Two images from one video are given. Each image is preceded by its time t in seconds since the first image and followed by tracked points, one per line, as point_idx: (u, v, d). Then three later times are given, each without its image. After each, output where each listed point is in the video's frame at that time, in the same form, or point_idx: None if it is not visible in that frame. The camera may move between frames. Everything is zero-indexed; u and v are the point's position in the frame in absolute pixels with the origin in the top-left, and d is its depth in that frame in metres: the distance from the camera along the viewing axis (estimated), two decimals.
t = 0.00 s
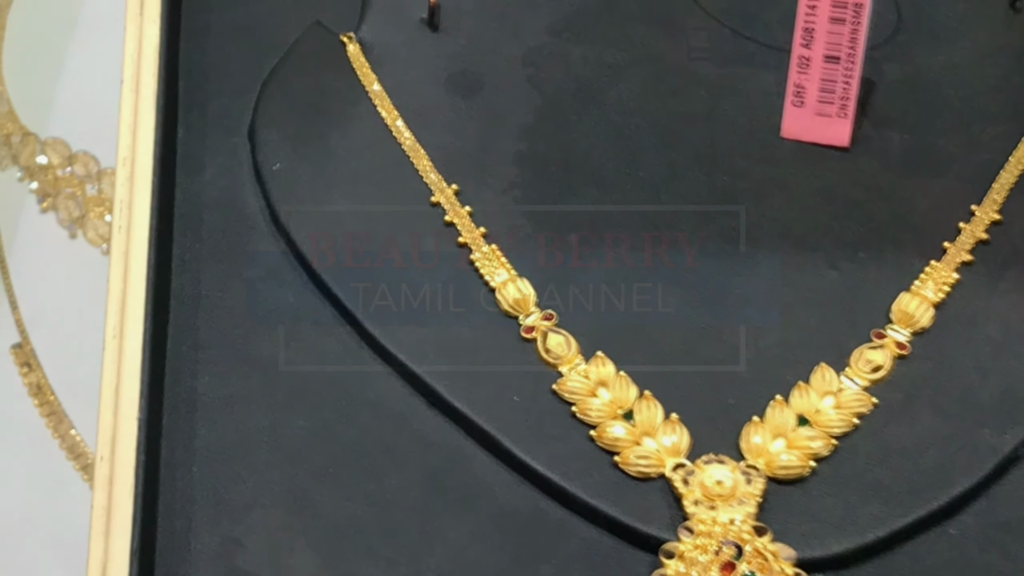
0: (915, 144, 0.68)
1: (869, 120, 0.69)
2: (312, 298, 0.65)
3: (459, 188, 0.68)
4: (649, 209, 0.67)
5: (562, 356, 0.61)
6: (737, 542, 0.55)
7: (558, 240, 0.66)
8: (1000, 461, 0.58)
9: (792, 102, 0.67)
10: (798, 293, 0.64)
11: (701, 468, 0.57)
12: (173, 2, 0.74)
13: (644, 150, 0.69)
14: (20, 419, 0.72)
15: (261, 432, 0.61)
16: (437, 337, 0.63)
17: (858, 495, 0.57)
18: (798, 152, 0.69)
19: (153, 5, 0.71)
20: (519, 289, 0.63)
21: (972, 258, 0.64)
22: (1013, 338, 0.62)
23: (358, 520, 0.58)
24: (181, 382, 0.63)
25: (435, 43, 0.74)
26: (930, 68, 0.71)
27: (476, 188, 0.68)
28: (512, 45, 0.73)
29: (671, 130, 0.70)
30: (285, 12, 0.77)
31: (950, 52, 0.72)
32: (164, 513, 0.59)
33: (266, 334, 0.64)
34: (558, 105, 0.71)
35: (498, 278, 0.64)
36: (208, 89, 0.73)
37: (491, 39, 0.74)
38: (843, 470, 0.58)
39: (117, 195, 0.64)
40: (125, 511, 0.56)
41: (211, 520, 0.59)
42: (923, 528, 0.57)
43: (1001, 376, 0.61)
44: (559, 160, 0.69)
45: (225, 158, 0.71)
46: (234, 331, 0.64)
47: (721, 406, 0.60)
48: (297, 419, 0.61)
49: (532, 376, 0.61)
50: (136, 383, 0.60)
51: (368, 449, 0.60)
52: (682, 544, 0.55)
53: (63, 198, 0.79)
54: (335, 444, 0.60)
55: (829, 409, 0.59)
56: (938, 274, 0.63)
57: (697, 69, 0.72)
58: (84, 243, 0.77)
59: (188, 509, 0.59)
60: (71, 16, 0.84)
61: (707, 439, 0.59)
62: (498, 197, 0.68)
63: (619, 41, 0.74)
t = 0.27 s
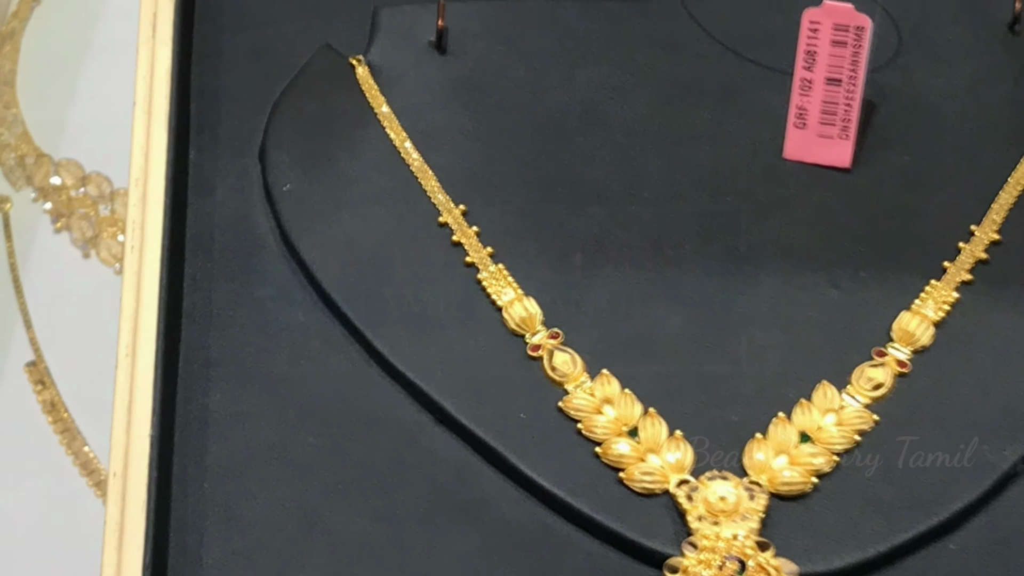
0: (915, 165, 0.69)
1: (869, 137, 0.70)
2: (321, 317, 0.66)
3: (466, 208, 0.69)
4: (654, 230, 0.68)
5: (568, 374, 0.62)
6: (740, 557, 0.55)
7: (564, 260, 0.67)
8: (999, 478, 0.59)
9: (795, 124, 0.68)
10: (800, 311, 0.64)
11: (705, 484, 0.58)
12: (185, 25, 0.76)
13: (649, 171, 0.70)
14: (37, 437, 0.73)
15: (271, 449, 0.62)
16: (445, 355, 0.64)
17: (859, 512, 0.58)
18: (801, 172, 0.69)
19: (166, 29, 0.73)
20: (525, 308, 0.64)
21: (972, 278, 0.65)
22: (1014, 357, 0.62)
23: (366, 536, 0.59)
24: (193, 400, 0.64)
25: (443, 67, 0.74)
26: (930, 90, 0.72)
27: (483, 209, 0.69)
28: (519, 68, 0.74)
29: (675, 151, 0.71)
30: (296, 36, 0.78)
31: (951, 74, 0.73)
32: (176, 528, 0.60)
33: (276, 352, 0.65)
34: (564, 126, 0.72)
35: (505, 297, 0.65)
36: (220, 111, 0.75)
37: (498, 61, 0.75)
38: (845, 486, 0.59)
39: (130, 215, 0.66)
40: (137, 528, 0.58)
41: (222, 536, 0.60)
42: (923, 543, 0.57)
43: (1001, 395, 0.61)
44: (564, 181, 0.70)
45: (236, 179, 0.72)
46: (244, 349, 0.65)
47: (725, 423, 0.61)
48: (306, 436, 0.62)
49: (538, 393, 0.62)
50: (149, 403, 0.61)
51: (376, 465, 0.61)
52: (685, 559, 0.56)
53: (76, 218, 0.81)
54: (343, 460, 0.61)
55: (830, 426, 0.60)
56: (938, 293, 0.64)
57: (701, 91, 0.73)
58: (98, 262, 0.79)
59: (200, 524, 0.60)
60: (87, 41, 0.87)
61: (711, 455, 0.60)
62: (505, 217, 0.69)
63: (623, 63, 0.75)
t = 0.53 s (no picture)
0: (916, 184, 0.70)
1: (869, 158, 0.71)
2: (329, 335, 0.68)
3: (473, 228, 0.70)
4: (658, 249, 0.69)
5: (574, 391, 0.63)
6: (743, 571, 0.56)
7: (569, 279, 0.68)
8: (999, 494, 0.60)
9: (797, 144, 0.69)
10: (803, 329, 0.65)
11: (709, 499, 0.59)
12: (196, 47, 0.77)
13: (653, 191, 0.71)
14: (52, 455, 0.75)
15: (281, 465, 0.63)
16: (451, 373, 0.64)
17: (860, 526, 0.59)
18: (803, 193, 0.70)
19: (178, 50, 0.74)
20: (531, 326, 0.65)
21: (972, 296, 0.66)
22: (1014, 375, 0.63)
23: (375, 551, 0.60)
24: (204, 417, 0.65)
25: (449, 88, 0.75)
26: (930, 111, 0.73)
27: (490, 229, 0.70)
28: (525, 90, 0.76)
29: (679, 171, 0.72)
30: (306, 59, 0.80)
31: (951, 96, 0.73)
32: (187, 542, 0.61)
33: (285, 370, 0.66)
34: (569, 148, 0.73)
35: (511, 315, 0.66)
36: (231, 133, 0.76)
37: (505, 83, 0.76)
38: (846, 502, 0.60)
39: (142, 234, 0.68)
40: (149, 543, 0.58)
41: (233, 551, 0.61)
42: (923, 558, 0.58)
43: (1001, 412, 0.62)
44: (569, 201, 0.71)
45: (246, 199, 0.73)
46: (255, 367, 0.67)
47: (728, 440, 0.62)
48: (316, 452, 0.63)
49: (544, 411, 0.63)
50: (160, 417, 0.62)
51: (385, 481, 0.62)
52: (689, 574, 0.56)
53: (90, 237, 0.83)
54: (352, 476, 0.62)
55: (832, 442, 0.61)
56: (939, 311, 0.65)
57: (704, 112, 0.74)
58: (110, 281, 0.81)
59: (211, 539, 0.61)
60: (101, 62, 0.91)
61: (715, 472, 0.61)
62: (511, 237, 0.70)
63: (628, 85, 0.76)
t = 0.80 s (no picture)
0: (917, 204, 0.71)
1: (869, 179, 0.72)
2: (338, 353, 0.69)
3: (480, 247, 0.71)
4: (662, 268, 0.70)
5: (579, 408, 0.64)
6: None
7: (574, 297, 0.69)
8: (998, 509, 0.60)
9: (799, 165, 0.70)
10: (805, 347, 0.66)
11: (712, 515, 0.60)
12: (206, 70, 0.79)
13: (657, 212, 0.72)
14: (66, 471, 0.76)
15: (291, 481, 0.64)
16: (459, 390, 0.65)
17: (861, 541, 0.60)
18: (806, 213, 0.71)
19: (189, 73, 0.76)
20: (538, 344, 0.66)
21: (971, 315, 0.67)
22: (1013, 393, 0.64)
23: (383, 565, 0.61)
24: (215, 433, 0.66)
25: (457, 110, 0.76)
26: (930, 132, 0.73)
27: (497, 249, 0.71)
28: (531, 111, 0.76)
29: (684, 191, 0.73)
30: (315, 81, 0.81)
31: (951, 116, 0.74)
32: (199, 557, 0.63)
33: (295, 387, 0.67)
34: (575, 168, 0.74)
35: (518, 333, 0.67)
36: (242, 154, 0.77)
37: (511, 105, 0.76)
38: (848, 517, 0.60)
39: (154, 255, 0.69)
40: (161, 557, 0.60)
41: (243, 566, 0.62)
42: (923, 571, 0.59)
43: (1001, 430, 0.63)
44: (574, 221, 0.72)
45: (257, 219, 0.75)
46: (265, 385, 0.68)
47: (732, 456, 0.63)
48: (325, 468, 0.64)
49: (549, 427, 0.64)
50: (172, 434, 0.64)
51: (393, 497, 0.63)
52: None
53: (102, 257, 0.85)
54: (361, 491, 0.63)
55: (834, 458, 0.62)
56: (938, 329, 0.66)
57: (707, 131, 0.75)
58: (123, 299, 0.83)
59: (222, 554, 0.62)
60: (114, 83, 0.93)
61: (719, 487, 0.61)
62: (517, 256, 0.71)
63: (633, 105, 0.76)
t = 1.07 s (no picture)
0: (918, 223, 0.72)
1: (872, 198, 0.72)
2: (346, 371, 0.70)
3: (487, 266, 0.72)
4: (666, 286, 0.70)
5: (585, 425, 0.65)
6: None
7: (580, 315, 0.70)
8: (997, 524, 0.62)
9: (801, 185, 0.70)
10: (808, 365, 0.67)
11: (715, 529, 0.61)
12: (218, 91, 0.80)
13: (661, 232, 0.72)
14: (77, 486, 0.79)
15: (300, 496, 0.66)
16: (466, 407, 0.66)
17: (861, 554, 0.61)
18: (808, 233, 0.71)
19: (200, 94, 0.77)
20: (544, 361, 0.67)
21: (971, 332, 0.68)
22: (1012, 410, 0.65)
23: None
24: (226, 449, 0.68)
25: (464, 130, 0.76)
26: (932, 151, 0.74)
27: (503, 267, 0.72)
28: (537, 131, 0.76)
29: (688, 211, 0.73)
30: (324, 102, 0.82)
31: (952, 136, 0.75)
32: (210, 571, 0.64)
33: (304, 404, 0.69)
34: (580, 188, 0.74)
35: (524, 350, 0.68)
36: (252, 173, 0.79)
37: (518, 125, 0.77)
38: (848, 532, 0.62)
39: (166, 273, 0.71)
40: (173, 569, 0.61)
41: None
42: None
43: (1000, 447, 0.64)
44: (579, 240, 0.72)
45: (267, 238, 0.76)
46: (276, 402, 0.69)
47: (735, 472, 0.64)
48: (334, 483, 0.66)
49: (555, 443, 0.65)
50: (183, 450, 0.65)
51: (402, 513, 0.65)
52: None
53: (115, 275, 0.88)
54: (370, 507, 0.65)
55: (835, 474, 0.63)
56: (938, 347, 0.67)
57: (709, 151, 0.75)
58: (135, 317, 0.86)
59: (233, 568, 0.64)
60: (125, 104, 0.98)
61: (721, 502, 0.63)
62: (524, 275, 0.71)
63: (637, 126, 0.76)
